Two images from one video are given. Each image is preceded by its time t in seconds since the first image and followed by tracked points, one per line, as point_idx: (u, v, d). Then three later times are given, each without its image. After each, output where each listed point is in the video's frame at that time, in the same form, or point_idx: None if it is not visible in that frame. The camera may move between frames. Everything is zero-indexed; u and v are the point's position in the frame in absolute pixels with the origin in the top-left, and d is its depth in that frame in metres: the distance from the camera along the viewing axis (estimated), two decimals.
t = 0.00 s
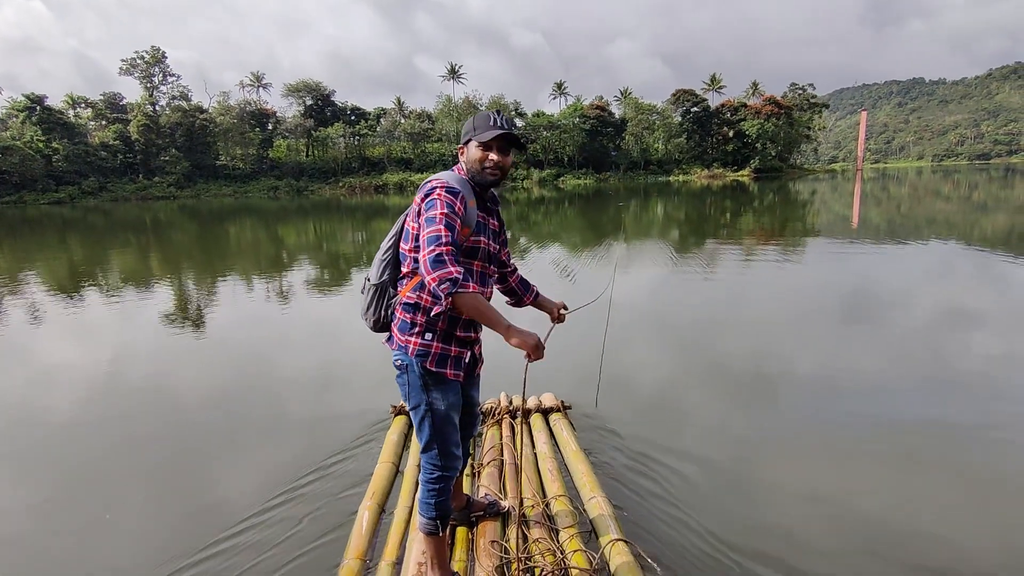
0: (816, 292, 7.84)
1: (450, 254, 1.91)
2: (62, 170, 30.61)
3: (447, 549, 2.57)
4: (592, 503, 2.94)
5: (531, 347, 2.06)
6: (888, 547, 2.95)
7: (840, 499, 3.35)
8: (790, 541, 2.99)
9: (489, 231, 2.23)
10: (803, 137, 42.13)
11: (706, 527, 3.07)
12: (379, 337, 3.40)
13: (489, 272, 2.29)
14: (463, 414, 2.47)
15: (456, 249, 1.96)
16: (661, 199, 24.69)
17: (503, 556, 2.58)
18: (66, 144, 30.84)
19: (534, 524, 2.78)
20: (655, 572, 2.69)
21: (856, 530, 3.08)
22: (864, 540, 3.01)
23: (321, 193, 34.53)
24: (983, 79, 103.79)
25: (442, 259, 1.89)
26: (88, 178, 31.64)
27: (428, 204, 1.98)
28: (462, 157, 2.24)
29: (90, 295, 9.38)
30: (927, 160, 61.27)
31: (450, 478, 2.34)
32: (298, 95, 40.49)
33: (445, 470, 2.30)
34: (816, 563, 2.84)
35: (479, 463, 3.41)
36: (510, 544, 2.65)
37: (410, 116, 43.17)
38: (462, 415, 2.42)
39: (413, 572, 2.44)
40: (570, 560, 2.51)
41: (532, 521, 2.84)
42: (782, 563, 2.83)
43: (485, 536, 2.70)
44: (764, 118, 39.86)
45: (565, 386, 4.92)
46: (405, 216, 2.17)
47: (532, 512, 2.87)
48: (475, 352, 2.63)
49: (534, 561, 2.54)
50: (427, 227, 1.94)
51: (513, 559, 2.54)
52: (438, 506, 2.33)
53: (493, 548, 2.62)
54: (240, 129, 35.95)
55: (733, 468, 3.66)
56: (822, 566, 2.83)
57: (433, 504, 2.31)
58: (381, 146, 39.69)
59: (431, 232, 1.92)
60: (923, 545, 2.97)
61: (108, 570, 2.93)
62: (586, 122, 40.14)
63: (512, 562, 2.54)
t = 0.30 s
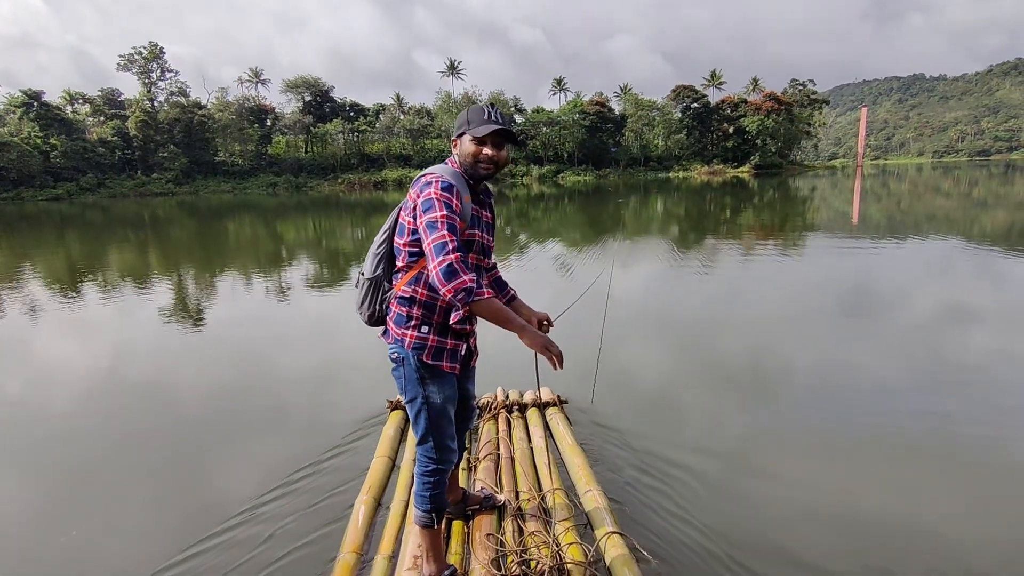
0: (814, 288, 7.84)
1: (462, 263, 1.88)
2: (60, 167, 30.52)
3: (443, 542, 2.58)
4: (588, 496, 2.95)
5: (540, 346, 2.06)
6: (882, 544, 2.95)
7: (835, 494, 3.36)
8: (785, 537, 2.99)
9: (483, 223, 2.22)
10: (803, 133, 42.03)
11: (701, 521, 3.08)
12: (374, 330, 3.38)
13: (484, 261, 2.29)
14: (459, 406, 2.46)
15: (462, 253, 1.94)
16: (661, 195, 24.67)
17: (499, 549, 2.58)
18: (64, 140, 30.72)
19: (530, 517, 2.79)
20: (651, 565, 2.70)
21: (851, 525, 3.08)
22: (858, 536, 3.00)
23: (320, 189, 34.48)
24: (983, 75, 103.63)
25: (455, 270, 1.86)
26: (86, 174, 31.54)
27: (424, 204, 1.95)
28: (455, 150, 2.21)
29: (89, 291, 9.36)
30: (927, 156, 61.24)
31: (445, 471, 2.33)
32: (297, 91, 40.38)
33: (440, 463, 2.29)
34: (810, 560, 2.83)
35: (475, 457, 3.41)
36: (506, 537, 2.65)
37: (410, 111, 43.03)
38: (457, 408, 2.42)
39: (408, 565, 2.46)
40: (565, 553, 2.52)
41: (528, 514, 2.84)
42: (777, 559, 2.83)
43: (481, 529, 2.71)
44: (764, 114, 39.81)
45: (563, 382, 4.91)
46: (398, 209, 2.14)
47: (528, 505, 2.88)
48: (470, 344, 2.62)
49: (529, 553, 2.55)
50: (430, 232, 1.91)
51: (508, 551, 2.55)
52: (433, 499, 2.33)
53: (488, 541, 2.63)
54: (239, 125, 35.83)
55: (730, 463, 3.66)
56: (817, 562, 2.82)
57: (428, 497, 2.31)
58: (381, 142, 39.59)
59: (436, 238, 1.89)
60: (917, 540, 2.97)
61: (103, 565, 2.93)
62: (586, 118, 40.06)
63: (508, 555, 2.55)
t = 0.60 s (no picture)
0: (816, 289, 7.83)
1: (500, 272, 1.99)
2: (61, 165, 30.52)
3: (440, 540, 2.58)
4: (586, 494, 2.93)
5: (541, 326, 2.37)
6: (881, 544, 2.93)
7: (836, 494, 3.35)
8: (783, 537, 2.98)
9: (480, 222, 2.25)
10: (805, 134, 41.96)
11: (699, 520, 3.07)
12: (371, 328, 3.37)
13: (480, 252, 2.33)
14: (459, 403, 2.45)
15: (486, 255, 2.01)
16: (663, 195, 24.67)
17: (496, 547, 2.57)
18: (65, 138, 30.73)
19: (528, 516, 2.77)
20: (648, 564, 2.68)
21: (850, 526, 3.07)
22: (857, 536, 2.99)
23: (321, 189, 34.49)
24: (986, 76, 103.47)
25: (495, 278, 1.96)
26: (87, 173, 31.53)
27: (442, 209, 1.90)
28: (460, 152, 2.15)
29: (89, 290, 9.35)
30: (930, 158, 61.14)
31: (446, 467, 2.32)
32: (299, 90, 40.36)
33: (442, 460, 2.28)
34: (809, 560, 2.82)
35: (473, 456, 3.40)
36: (504, 535, 2.64)
37: (411, 111, 43.02)
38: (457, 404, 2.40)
39: (406, 562, 2.44)
40: (563, 551, 2.51)
41: (526, 512, 2.82)
42: (775, 558, 2.82)
43: (479, 528, 2.69)
44: (766, 115, 39.78)
45: (563, 381, 4.91)
46: (397, 208, 2.10)
47: (525, 503, 2.86)
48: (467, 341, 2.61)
49: (527, 551, 2.53)
50: (457, 242, 1.89)
51: (506, 549, 2.54)
52: (434, 496, 2.32)
53: (486, 539, 2.61)
54: (240, 124, 35.85)
55: (728, 463, 3.65)
56: (816, 562, 2.81)
57: (428, 494, 2.30)
58: (382, 141, 39.56)
59: (468, 248, 1.90)
60: (916, 541, 2.95)
61: (100, 561, 2.93)
62: (587, 118, 40.04)
63: (505, 553, 2.53)
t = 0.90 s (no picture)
0: (819, 292, 7.80)
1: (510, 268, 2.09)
2: (65, 165, 30.60)
3: (440, 542, 2.55)
4: (585, 497, 2.91)
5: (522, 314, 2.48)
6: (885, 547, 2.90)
7: (839, 496, 3.32)
8: (786, 539, 2.95)
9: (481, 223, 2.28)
10: (809, 137, 41.89)
11: (700, 522, 3.04)
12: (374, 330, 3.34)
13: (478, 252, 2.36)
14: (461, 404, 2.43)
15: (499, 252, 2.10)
16: (665, 198, 24.65)
17: (497, 550, 2.54)
18: (69, 138, 30.82)
19: (528, 518, 2.75)
20: (648, 566, 2.66)
21: (853, 528, 3.04)
22: (860, 539, 2.96)
23: (324, 190, 34.52)
24: (990, 80, 103.18)
25: (508, 274, 2.05)
26: (91, 173, 31.59)
27: (465, 209, 1.92)
28: (469, 157, 2.14)
29: (92, 290, 9.36)
30: (933, 161, 60.97)
31: (447, 469, 2.30)
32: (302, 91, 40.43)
33: (443, 462, 2.27)
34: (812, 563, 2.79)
35: (474, 458, 3.37)
36: (504, 538, 2.62)
37: (414, 112, 43.05)
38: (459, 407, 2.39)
39: (406, 564, 2.42)
40: (563, 554, 2.49)
41: (526, 515, 2.79)
42: (777, 560, 2.79)
43: (479, 531, 2.67)
44: (769, 117, 39.73)
45: (564, 382, 4.89)
46: (410, 210, 2.05)
47: (526, 506, 2.84)
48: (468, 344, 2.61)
49: (527, 554, 2.50)
50: (480, 241, 1.94)
51: (506, 552, 2.51)
52: (435, 497, 2.30)
53: (486, 541, 2.59)
54: (243, 125, 35.93)
55: (730, 465, 3.62)
56: (818, 565, 2.78)
57: (429, 495, 2.28)
58: (385, 143, 39.60)
59: (489, 247, 1.97)
60: (920, 544, 2.92)
61: (98, 559, 2.92)
62: (590, 121, 40.04)
63: (506, 555, 2.51)
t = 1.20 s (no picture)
0: (826, 293, 7.74)
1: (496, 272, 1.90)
2: (73, 167, 30.80)
3: (444, 543, 2.53)
4: (589, 498, 2.88)
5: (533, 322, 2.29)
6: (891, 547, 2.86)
7: (847, 497, 3.28)
8: (791, 540, 2.90)
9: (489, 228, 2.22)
10: (815, 138, 41.67)
11: (704, 523, 3.01)
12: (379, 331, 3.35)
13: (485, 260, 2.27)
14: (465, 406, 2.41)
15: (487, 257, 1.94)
16: (671, 199, 24.59)
17: (500, 550, 2.52)
18: (77, 140, 31.02)
19: (532, 519, 2.72)
20: (651, 568, 2.63)
21: (858, 528, 3.00)
22: (864, 539, 2.92)
23: (329, 191, 34.62)
24: (999, 80, 102.44)
25: (489, 277, 1.86)
26: (98, 175, 31.78)
27: (451, 209, 1.89)
28: (473, 163, 2.14)
29: (99, 291, 9.40)
30: (941, 162, 60.56)
31: (450, 470, 2.28)
32: (308, 93, 40.58)
33: (445, 463, 2.24)
34: (818, 563, 2.75)
35: (477, 459, 3.35)
36: (508, 538, 2.59)
37: (419, 114, 43.12)
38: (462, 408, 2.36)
39: (410, 564, 2.40)
40: (567, 554, 2.46)
41: (529, 515, 2.77)
42: (785, 561, 2.75)
43: (483, 531, 2.65)
44: (775, 118, 39.56)
45: (568, 384, 4.87)
46: (408, 213, 2.05)
47: (530, 507, 2.82)
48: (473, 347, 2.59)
49: (530, 554, 2.48)
50: (460, 240, 1.86)
51: (510, 552, 2.49)
52: (437, 498, 2.26)
53: (490, 542, 2.56)
54: (249, 127, 36.08)
55: (737, 466, 3.59)
56: (824, 566, 2.73)
57: (432, 496, 2.25)
58: (390, 144, 39.69)
59: (468, 246, 1.85)
60: (932, 546, 2.87)
61: (99, 559, 2.90)
62: (595, 122, 40.01)
63: (509, 556, 2.48)
